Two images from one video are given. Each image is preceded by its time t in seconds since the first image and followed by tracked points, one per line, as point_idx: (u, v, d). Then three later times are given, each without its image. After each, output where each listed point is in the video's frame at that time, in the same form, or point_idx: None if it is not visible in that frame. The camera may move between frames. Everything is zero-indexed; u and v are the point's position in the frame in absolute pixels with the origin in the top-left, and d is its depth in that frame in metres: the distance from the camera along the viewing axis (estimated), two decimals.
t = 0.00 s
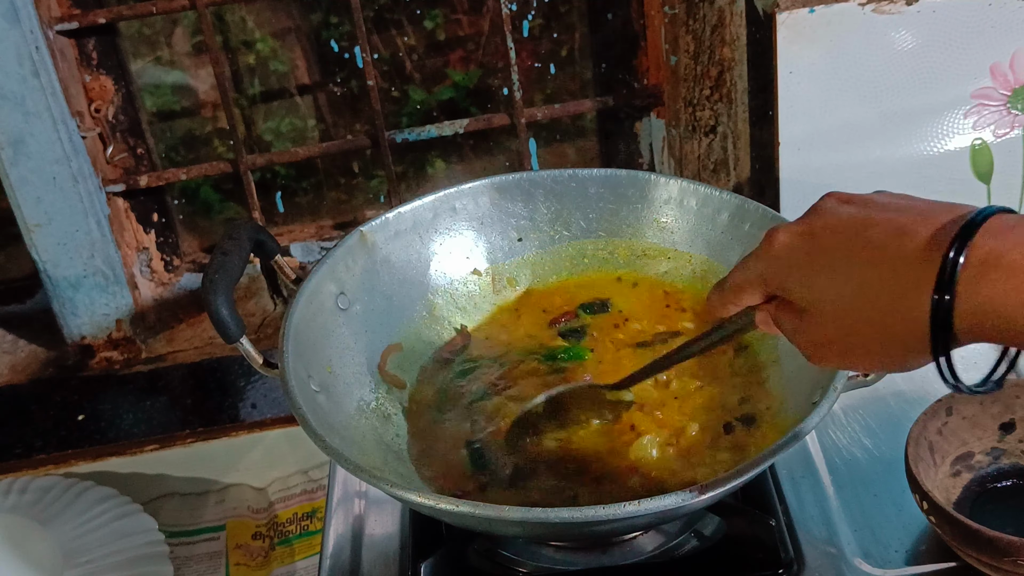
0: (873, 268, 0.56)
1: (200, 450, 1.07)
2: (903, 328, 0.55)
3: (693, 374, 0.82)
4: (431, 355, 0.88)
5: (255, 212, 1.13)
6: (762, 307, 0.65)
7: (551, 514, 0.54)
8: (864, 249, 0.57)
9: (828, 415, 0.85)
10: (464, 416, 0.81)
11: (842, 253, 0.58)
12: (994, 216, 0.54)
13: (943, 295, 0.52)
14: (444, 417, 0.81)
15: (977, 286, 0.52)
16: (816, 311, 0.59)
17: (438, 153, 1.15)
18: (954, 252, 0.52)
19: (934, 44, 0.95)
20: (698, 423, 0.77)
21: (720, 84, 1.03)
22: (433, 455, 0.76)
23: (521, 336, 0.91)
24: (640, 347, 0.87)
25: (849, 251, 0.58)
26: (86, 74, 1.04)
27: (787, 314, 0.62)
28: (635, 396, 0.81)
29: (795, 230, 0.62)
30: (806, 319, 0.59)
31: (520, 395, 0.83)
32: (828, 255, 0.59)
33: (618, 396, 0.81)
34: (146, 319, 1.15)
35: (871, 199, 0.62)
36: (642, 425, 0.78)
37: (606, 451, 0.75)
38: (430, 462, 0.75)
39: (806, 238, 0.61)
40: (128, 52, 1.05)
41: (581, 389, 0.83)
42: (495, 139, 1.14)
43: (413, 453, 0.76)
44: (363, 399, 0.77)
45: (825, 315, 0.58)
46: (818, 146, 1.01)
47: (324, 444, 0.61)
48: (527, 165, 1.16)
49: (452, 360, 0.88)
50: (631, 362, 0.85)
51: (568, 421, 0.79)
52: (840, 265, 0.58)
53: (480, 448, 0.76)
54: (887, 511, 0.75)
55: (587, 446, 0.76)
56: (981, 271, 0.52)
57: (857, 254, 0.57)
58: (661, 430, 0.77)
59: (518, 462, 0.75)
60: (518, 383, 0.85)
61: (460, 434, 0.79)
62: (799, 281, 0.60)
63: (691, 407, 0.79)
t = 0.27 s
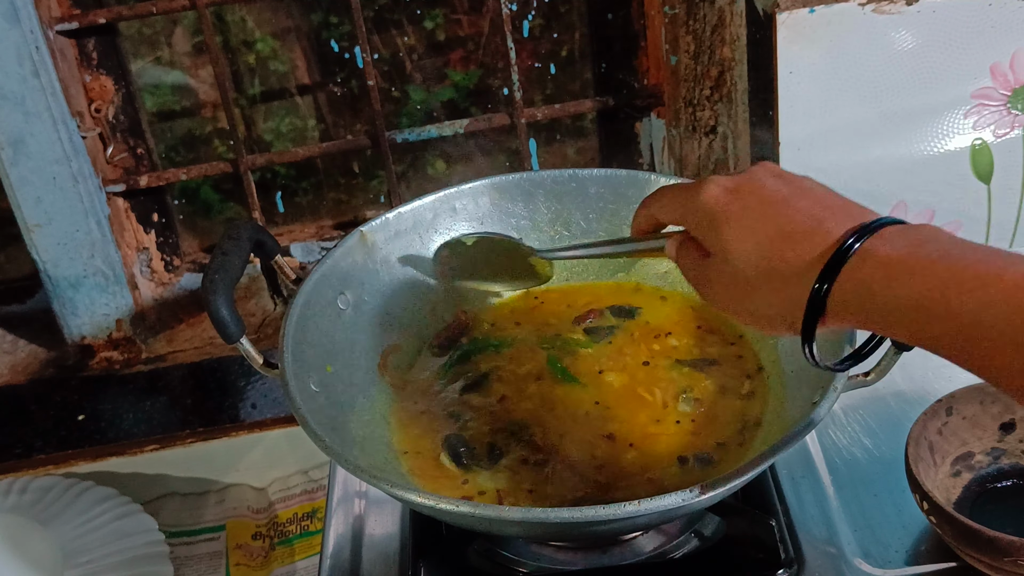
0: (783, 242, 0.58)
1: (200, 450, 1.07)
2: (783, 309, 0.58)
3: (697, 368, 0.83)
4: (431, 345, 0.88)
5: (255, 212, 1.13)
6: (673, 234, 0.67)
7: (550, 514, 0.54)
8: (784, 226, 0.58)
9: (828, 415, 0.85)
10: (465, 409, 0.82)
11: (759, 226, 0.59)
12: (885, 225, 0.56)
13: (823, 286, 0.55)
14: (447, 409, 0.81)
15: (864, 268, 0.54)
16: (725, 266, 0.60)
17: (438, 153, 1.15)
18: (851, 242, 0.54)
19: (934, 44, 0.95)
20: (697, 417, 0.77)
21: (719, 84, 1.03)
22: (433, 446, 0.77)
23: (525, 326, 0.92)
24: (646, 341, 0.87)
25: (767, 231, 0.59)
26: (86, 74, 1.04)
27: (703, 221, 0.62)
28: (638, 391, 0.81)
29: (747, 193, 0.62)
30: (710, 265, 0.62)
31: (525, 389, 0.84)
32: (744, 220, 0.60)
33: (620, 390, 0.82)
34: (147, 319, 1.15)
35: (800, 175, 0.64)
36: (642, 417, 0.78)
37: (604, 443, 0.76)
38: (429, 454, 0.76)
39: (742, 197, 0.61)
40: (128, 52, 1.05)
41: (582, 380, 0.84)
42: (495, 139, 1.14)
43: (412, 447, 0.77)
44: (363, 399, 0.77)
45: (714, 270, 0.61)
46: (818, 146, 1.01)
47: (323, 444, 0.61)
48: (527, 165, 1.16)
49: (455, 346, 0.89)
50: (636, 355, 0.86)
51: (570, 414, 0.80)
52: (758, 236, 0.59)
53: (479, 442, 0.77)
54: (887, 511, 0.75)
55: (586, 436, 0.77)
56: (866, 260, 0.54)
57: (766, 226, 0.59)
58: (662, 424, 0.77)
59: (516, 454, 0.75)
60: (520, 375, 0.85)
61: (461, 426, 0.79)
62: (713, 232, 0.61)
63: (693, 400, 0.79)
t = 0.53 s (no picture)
0: (789, 220, 0.56)
1: (200, 450, 1.07)
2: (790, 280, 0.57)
3: (699, 368, 0.83)
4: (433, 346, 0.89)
5: (255, 212, 1.13)
6: (683, 225, 0.68)
7: (550, 514, 0.54)
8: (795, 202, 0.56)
9: (828, 415, 0.85)
10: (466, 408, 0.82)
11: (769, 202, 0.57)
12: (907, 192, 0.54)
13: (840, 255, 0.54)
14: (449, 410, 0.82)
15: (875, 247, 0.53)
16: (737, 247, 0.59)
17: (438, 153, 1.15)
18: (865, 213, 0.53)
19: (934, 44, 0.95)
20: (698, 415, 0.77)
21: (720, 84, 1.03)
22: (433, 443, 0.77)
23: (528, 328, 0.92)
24: (648, 341, 0.88)
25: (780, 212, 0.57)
26: (86, 74, 1.04)
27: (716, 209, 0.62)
28: (641, 391, 0.82)
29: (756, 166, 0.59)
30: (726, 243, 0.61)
31: (528, 389, 0.84)
32: (757, 192, 0.58)
33: (620, 390, 0.82)
34: (147, 319, 1.16)
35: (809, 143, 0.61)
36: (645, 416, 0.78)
37: (604, 441, 0.76)
38: (428, 454, 0.76)
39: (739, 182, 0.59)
40: (128, 52, 1.05)
41: (584, 381, 0.84)
42: (495, 139, 1.14)
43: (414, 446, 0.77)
44: (362, 400, 0.77)
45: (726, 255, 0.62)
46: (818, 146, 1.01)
47: (323, 443, 0.61)
48: (527, 165, 1.16)
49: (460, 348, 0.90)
50: (637, 355, 0.86)
51: (571, 413, 0.80)
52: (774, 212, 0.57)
53: (479, 441, 0.77)
54: (887, 511, 0.75)
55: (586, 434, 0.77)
56: (883, 231, 0.53)
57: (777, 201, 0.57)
58: (663, 423, 0.77)
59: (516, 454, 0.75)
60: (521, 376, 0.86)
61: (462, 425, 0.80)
62: (725, 207, 0.60)
63: (694, 400, 0.79)
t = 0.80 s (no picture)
0: (965, 203, 0.51)
1: (200, 450, 1.07)
2: (967, 267, 0.53)
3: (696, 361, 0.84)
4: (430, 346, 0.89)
5: (255, 212, 1.13)
6: (787, 209, 0.58)
7: (550, 514, 0.54)
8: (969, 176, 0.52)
9: (828, 415, 0.85)
10: (461, 401, 0.83)
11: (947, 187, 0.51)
12: None
13: None
14: (444, 404, 0.83)
15: None
16: (891, 226, 0.52)
17: (438, 153, 1.15)
18: None
19: (934, 44, 0.95)
20: (702, 406, 0.78)
21: (719, 84, 1.02)
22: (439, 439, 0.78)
23: (528, 328, 0.93)
24: (643, 338, 0.88)
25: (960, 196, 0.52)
26: (86, 74, 1.04)
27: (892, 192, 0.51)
28: (636, 386, 0.82)
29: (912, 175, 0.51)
30: (880, 217, 0.52)
31: (522, 382, 0.84)
32: (927, 162, 0.50)
33: (617, 387, 0.83)
34: (147, 319, 1.15)
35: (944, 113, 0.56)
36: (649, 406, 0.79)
37: (608, 437, 0.76)
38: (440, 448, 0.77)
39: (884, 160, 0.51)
40: (128, 52, 1.05)
41: (585, 380, 0.84)
42: (495, 139, 1.14)
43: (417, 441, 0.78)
44: (363, 400, 0.78)
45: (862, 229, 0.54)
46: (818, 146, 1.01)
47: (323, 443, 0.61)
48: (527, 165, 1.16)
49: (465, 347, 0.90)
50: (627, 346, 0.88)
51: (566, 409, 0.81)
52: (943, 185, 0.50)
53: (479, 442, 0.77)
54: (887, 511, 0.75)
55: (586, 429, 0.78)
56: None
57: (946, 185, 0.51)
58: (661, 422, 0.78)
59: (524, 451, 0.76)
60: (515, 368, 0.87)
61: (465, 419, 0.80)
62: (883, 178, 0.51)
63: (694, 392, 0.80)
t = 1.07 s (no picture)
0: None
1: (199, 450, 1.07)
2: None
3: (697, 357, 0.85)
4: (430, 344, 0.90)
5: (255, 212, 1.13)
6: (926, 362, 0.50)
7: (551, 514, 0.54)
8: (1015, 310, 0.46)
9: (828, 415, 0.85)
10: (460, 401, 0.83)
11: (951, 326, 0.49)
12: None
13: None
14: (444, 404, 0.83)
15: None
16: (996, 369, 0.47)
17: (438, 153, 1.15)
18: None
19: (934, 44, 0.95)
20: (704, 403, 0.79)
21: (720, 84, 1.02)
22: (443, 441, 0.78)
23: (527, 324, 0.93)
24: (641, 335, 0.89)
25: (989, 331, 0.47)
26: (86, 74, 1.04)
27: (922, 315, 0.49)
28: (636, 381, 0.83)
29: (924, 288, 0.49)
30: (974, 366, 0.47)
31: (519, 384, 0.84)
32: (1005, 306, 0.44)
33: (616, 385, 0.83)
34: (147, 319, 1.15)
35: None
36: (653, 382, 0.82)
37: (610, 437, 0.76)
38: (445, 452, 0.77)
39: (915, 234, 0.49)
40: (128, 52, 1.05)
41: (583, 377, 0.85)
42: (495, 139, 1.14)
43: (419, 442, 0.78)
44: (364, 400, 0.78)
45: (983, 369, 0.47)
46: (818, 146, 1.01)
47: (324, 443, 0.61)
48: (527, 165, 1.16)
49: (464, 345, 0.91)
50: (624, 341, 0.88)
51: (566, 408, 0.81)
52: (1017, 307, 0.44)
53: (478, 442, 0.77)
54: (887, 511, 0.75)
55: (588, 429, 0.78)
56: None
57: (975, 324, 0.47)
58: (660, 420, 0.78)
59: (526, 453, 0.76)
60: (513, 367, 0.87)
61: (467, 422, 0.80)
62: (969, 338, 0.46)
63: (693, 388, 0.81)
